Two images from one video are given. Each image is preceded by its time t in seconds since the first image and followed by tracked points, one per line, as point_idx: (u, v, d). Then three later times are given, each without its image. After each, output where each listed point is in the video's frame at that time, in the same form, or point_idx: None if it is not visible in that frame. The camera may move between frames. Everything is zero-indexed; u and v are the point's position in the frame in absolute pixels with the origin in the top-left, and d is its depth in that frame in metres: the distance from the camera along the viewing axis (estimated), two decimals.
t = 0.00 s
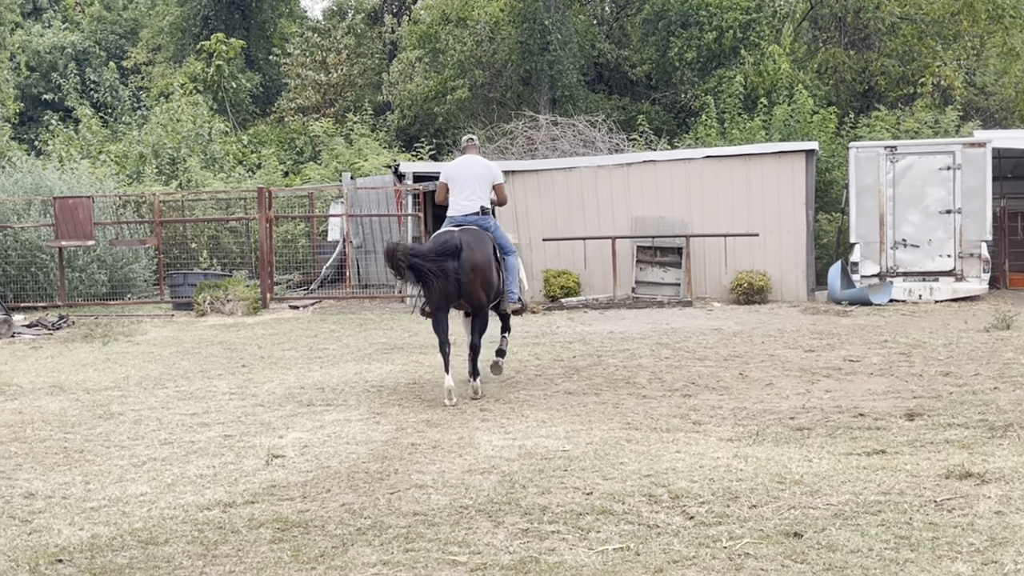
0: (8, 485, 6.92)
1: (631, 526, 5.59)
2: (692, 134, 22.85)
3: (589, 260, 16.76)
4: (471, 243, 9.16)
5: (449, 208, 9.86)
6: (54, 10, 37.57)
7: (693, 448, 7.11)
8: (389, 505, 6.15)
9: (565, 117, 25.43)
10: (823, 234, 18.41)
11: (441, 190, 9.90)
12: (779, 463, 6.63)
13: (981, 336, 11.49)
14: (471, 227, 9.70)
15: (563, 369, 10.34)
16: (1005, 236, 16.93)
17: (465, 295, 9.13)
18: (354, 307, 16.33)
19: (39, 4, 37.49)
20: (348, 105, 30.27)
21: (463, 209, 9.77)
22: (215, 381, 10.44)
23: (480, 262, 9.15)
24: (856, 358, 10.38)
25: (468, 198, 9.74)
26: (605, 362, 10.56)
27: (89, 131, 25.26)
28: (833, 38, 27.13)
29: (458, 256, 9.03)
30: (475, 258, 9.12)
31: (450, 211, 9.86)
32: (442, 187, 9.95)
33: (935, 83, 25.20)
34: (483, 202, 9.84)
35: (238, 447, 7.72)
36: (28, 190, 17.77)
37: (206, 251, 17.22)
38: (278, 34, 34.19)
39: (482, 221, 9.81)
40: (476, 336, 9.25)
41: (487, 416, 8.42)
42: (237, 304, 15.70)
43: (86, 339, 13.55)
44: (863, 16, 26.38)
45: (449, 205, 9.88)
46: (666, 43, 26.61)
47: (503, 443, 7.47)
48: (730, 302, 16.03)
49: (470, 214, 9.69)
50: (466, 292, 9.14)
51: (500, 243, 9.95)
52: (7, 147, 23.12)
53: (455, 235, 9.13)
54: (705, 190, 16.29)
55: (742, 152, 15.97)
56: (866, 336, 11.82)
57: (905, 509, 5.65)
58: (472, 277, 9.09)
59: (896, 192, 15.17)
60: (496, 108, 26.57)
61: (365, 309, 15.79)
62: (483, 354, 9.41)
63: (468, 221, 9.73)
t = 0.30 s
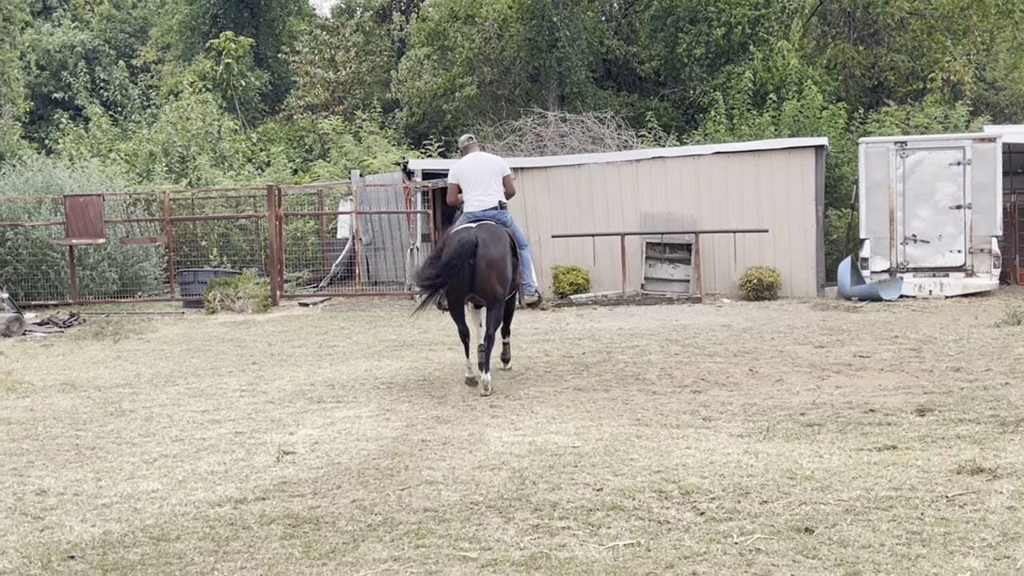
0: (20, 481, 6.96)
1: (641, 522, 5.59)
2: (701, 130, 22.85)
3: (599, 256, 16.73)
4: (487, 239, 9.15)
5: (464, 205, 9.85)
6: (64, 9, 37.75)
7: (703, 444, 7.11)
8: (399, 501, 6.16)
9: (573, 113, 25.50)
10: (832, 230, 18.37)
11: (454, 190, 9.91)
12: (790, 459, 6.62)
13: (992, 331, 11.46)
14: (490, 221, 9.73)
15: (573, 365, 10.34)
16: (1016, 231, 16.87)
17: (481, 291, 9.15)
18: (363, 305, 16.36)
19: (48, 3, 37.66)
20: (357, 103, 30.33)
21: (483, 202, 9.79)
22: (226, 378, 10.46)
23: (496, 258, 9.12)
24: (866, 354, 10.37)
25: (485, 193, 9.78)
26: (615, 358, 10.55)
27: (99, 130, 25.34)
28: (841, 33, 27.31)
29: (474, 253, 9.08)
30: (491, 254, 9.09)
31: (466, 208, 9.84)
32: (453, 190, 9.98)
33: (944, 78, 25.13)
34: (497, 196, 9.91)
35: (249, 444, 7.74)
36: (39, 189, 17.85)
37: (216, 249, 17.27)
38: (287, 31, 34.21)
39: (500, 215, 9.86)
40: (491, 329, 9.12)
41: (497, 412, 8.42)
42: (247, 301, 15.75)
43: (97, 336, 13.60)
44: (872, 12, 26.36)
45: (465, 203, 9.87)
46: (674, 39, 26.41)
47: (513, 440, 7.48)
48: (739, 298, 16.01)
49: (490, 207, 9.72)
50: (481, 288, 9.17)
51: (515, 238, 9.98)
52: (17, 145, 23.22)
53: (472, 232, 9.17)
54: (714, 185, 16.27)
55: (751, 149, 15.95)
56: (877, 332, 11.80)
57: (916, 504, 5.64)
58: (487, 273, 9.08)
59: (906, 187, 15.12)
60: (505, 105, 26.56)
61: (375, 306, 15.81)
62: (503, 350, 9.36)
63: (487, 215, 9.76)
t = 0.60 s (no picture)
0: (32, 479, 6.98)
1: (652, 520, 5.58)
2: (712, 128, 22.81)
3: (610, 253, 16.70)
4: (506, 239, 9.38)
5: (477, 207, 9.88)
6: (75, 8, 37.89)
7: (714, 441, 7.09)
8: (410, 498, 6.16)
9: (584, 110, 25.49)
10: (844, 228, 18.33)
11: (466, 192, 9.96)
12: (802, 457, 6.60)
13: (1005, 329, 11.41)
14: (505, 223, 9.78)
15: (583, 363, 10.34)
16: None
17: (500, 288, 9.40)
18: (374, 303, 16.39)
19: (60, 2, 37.81)
20: (368, 101, 30.39)
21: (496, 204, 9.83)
22: (237, 376, 10.48)
23: (514, 257, 9.40)
24: (878, 351, 10.34)
25: (499, 195, 9.83)
26: (626, 356, 10.53)
27: (111, 129, 25.41)
28: (852, 30, 27.07)
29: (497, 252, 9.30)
30: (510, 255, 9.36)
31: (479, 210, 9.87)
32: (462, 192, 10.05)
33: (956, 75, 25.04)
34: (509, 199, 9.96)
35: (260, 441, 7.76)
36: (51, 188, 17.92)
37: (227, 247, 17.29)
38: (297, 30, 34.37)
39: (513, 217, 9.88)
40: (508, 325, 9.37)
41: (508, 410, 8.42)
42: (258, 299, 15.78)
43: (109, 335, 13.64)
44: (883, 9, 26.27)
45: (478, 205, 9.90)
46: (685, 37, 26.42)
47: (525, 437, 7.47)
48: (750, 296, 15.98)
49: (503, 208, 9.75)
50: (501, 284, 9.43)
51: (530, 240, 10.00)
52: (29, 144, 23.29)
53: (491, 232, 9.39)
54: (725, 183, 16.24)
55: (762, 146, 15.93)
56: (888, 329, 11.76)
57: (929, 502, 5.62)
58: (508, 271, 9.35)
59: (918, 185, 15.06)
60: (516, 103, 26.62)
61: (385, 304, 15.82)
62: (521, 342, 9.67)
63: (501, 217, 9.79)
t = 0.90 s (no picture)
0: (44, 477, 7.00)
1: (663, 519, 5.57)
2: (722, 125, 22.75)
3: (620, 251, 16.69)
4: (522, 232, 9.70)
5: (488, 203, 10.01)
6: (85, 7, 38.02)
7: (725, 440, 7.07)
8: (420, 497, 6.16)
9: (594, 109, 25.43)
10: (855, 226, 18.27)
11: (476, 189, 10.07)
12: (813, 455, 6.58)
13: (1017, 327, 11.35)
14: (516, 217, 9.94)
15: (594, 361, 10.33)
16: None
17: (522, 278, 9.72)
18: (384, 301, 16.40)
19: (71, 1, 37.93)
20: (378, 99, 30.40)
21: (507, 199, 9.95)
22: (248, 374, 10.49)
23: (531, 249, 9.72)
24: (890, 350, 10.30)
25: (509, 191, 9.94)
26: (636, 355, 10.52)
27: (121, 127, 25.46)
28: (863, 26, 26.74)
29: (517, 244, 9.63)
30: (527, 247, 9.70)
31: (489, 206, 10.00)
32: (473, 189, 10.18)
33: (968, 72, 24.97)
34: (518, 194, 10.09)
35: (271, 440, 7.77)
36: (62, 186, 17.99)
37: (238, 246, 17.33)
38: (307, 28, 34.40)
39: (523, 211, 10.02)
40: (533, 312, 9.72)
41: (518, 408, 8.42)
42: (268, 298, 15.80)
43: (120, 333, 13.67)
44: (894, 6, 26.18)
45: (488, 201, 10.03)
46: (695, 34, 26.49)
47: (535, 436, 7.46)
48: (761, 294, 15.94)
49: (513, 202, 9.87)
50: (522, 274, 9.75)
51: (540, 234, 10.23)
52: (40, 143, 23.35)
53: (509, 225, 9.69)
54: (736, 181, 16.21)
55: (774, 144, 15.89)
56: (900, 327, 11.72)
57: (941, 501, 5.60)
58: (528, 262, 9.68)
59: (930, 182, 14.96)
60: (526, 101, 26.68)
61: (396, 302, 15.82)
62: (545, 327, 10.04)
63: (512, 211, 9.95)
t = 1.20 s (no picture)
0: (56, 474, 7.03)
1: (675, 516, 5.56)
2: (733, 123, 22.70)
3: (631, 249, 16.65)
4: (545, 230, 9.92)
5: (501, 203, 10.32)
6: (97, 5, 38.17)
7: (737, 438, 7.06)
8: (432, 494, 6.17)
9: (605, 106, 25.41)
10: (867, 223, 18.24)
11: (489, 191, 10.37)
12: (824, 453, 6.56)
13: None
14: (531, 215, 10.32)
15: (605, 359, 10.33)
16: None
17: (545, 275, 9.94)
18: (395, 299, 16.41)
19: None
20: (389, 97, 30.41)
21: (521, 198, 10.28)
22: (259, 372, 10.52)
23: (554, 247, 9.95)
24: (902, 347, 10.27)
25: (522, 190, 10.28)
26: (647, 353, 10.50)
27: (133, 126, 25.53)
28: (875, 24, 26.66)
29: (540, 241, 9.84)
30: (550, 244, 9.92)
31: (503, 206, 10.32)
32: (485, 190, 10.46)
33: (980, 69, 24.82)
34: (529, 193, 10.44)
35: (282, 437, 7.79)
36: (74, 185, 18.05)
37: (249, 244, 17.35)
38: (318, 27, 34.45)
39: (535, 209, 10.41)
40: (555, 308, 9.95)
41: (529, 406, 8.42)
42: (280, 295, 15.82)
43: (132, 331, 13.71)
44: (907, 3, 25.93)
45: (501, 201, 10.33)
46: (707, 31, 26.36)
47: (546, 433, 7.47)
48: (773, 291, 15.91)
49: (528, 202, 10.23)
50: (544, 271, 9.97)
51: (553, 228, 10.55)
52: (53, 141, 23.42)
53: (531, 224, 9.91)
54: (747, 178, 16.18)
55: (785, 141, 15.87)
56: (912, 325, 11.69)
57: (953, 499, 5.58)
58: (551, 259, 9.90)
59: (942, 179, 14.90)
60: (537, 99, 26.70)
61: (407, 300, 15.81)
62: (559, 324, 10.40)
63: (526, 210, 10.30)
